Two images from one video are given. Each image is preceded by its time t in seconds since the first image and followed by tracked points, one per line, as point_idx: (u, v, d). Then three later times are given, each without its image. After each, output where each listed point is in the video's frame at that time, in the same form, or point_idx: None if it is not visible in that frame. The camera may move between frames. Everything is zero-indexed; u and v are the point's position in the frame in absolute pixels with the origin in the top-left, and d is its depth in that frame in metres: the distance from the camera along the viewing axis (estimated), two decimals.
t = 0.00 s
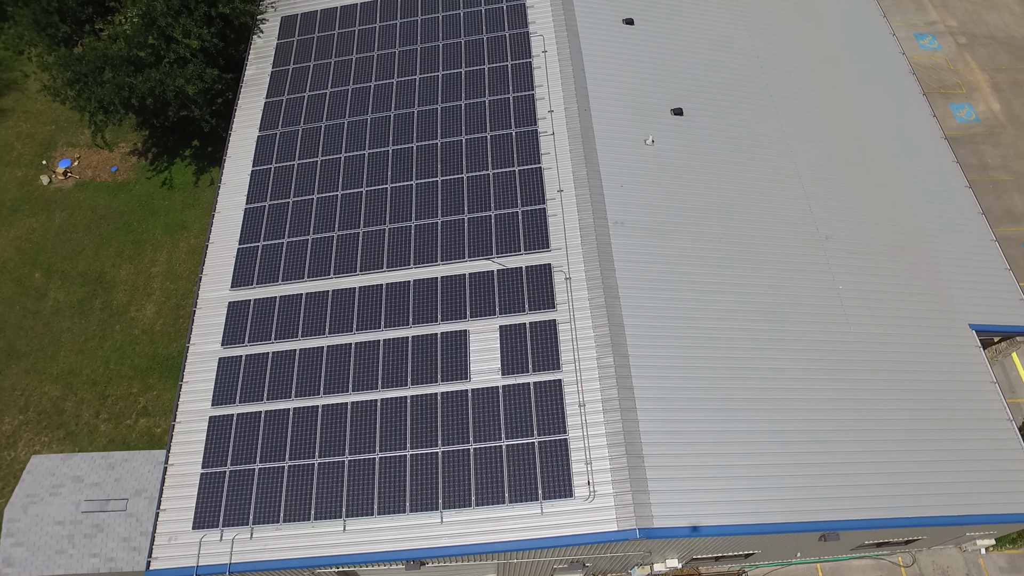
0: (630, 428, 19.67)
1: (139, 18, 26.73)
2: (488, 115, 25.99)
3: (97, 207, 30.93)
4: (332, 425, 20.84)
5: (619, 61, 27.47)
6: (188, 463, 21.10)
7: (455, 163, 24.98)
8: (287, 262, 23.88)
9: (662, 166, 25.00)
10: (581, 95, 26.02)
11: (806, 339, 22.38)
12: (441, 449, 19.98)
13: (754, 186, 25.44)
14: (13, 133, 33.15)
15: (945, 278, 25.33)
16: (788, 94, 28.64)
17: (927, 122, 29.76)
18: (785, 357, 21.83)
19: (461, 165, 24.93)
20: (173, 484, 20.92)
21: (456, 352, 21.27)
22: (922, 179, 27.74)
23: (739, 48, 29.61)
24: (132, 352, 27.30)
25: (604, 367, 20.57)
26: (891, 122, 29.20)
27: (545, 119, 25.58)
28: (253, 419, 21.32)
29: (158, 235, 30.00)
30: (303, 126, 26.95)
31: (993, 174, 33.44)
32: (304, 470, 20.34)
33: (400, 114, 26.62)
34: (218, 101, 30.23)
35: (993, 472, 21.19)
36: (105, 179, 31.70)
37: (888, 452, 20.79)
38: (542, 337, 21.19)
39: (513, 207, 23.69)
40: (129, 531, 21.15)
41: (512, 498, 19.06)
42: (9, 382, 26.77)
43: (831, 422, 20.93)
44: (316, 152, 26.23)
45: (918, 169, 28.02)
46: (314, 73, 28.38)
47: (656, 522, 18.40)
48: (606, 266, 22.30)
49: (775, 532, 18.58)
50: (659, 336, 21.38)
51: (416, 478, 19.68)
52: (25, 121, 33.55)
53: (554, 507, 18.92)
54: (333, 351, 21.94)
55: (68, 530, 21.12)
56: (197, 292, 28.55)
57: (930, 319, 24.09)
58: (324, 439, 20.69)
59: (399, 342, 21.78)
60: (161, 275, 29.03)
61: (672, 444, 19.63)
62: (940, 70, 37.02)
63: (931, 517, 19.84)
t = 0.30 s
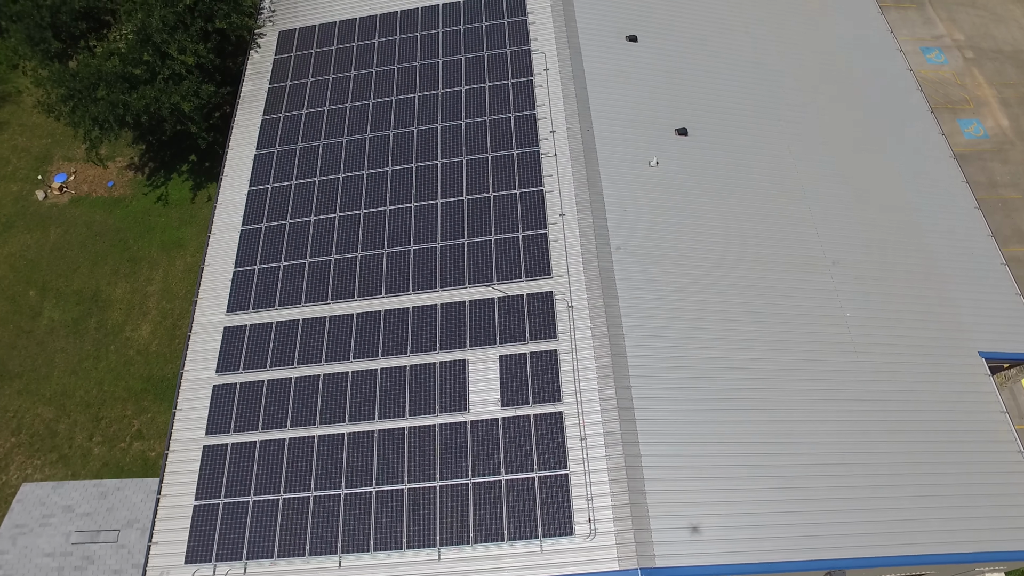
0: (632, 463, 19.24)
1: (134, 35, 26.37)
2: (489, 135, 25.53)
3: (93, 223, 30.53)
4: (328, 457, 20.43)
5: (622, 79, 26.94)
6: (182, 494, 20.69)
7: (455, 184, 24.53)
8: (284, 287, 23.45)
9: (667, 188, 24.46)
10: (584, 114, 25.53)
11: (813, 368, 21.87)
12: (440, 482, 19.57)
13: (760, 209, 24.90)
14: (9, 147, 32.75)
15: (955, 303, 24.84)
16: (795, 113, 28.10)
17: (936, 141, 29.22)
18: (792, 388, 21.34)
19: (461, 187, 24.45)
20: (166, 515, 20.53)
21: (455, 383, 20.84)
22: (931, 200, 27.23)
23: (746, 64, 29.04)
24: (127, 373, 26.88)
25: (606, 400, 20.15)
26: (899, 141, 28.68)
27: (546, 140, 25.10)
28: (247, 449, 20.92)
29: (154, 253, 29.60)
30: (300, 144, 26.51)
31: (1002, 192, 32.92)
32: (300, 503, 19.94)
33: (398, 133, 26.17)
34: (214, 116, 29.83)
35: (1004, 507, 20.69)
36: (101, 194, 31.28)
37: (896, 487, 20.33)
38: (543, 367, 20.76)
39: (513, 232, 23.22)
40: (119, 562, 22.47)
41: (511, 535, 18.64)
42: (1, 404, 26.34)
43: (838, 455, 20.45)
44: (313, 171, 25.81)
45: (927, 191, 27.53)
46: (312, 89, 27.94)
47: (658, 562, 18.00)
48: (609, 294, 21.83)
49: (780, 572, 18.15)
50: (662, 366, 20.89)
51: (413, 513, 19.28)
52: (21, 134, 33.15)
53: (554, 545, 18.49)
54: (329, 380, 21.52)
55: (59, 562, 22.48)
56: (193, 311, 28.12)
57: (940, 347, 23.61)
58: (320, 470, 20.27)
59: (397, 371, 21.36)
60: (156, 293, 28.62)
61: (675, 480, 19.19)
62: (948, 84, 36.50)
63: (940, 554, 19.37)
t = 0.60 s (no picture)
0: (636, 501, 18.75)
1: (133, 50, 26.00)
2: (493, 156, 25.02)
3: (91, 238, 30.12)
4: (326, 490, 19.99)
5: (630, 99, 26.39)
6: (176, 526, 20.28)
7: (458, 207, 24.05)
8: (282, 312, 23.03)
9: (675, 213, 23.91)
10: (590, 136, 25.02)
11: (823, 401, 21.32)
12: (439, 518, 19.12)
13: (771, 235, 24.32)
14: (8, 159, 32.34)
15: (968, 333, 24.27)
16: (806, 134, 27.54)
17: (950, 164, 28.66)
18: (802, 422, 20.80)
19: (463, 210, 23.95)
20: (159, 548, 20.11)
21: (455, 415, 20.38)
22: (944, 225, 26.71)
23: (757, 83, 28.46)
24: (124, 393, 26.47)
25: (610, 435, 19.66)
26: (911, 163, 28.13)
27: (552, 162, 24.56)
28: (243, 480, 20.50)
29: (152, 269, 29.20)
30: (300, 163, 26.08)
31: (1016, 214, 32.32)
32: (296, 537, 19.49)
33: (400, 153, 25.70)
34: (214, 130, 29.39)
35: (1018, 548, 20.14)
36: (100, 209, 30.88)
37: (907, 526, 19.80)
38: (546, 400, 20.28)
39: (517, 258, 22.72)
40: None
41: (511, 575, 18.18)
42: None
43: (848, 493, 19.93)
44: (314, 192, 25.37)
45: (939, 216, 26.98)
46: (314, 107, 27.51)
47: None
48: (614, 324, 21.33)
49: None
50: (668, 400, 20.37)
51: (412, 550, 18.83)
52: (21, 146, 32.75)
53: None
54: (327, 410, 21.09)
55: None
56: (191, 331, 27.71)
57: (953, 379, 23.04)
58: (317, 504, 19.83)
59: (397, 401, 20.90)
60: (155, 311, 28.22)
61: (680, 519, 18.71)
62: (960, 102, 35.92)
63: None
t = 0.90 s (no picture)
0: (641, 542, 18.25)
1: (133, 66, 25.60)
2: (497, 179, 24.53)
3: (90, 253, 29.73)
4: (323, 525, 19.57)
5: (638, 120, 25.83)
6: (170, 559, 19.85)
7: (460, 232, 23.57)
8: (281, 338, 22.62)
9: (682, 240, 23.36)
10: (597, 159, 24.51)
11: (834, 437, 20.75)
12: (438, 557, 18.68)
13: (781, 262, 23.72)
14: (7, 172, 31.96)
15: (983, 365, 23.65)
16: (817, 157, 26.96)
17: (963, 188, 28.05)
18: (812, 460, 20.24)
19: (466, 235, 23.47)
20: None
21: (456, 450, 19.92)
22: (956, 252, 26.17)
23: (768, 104, 27.87)
24: (120, 415, 26.06)
25: (613, 473, 19.14)
26: (924, 188, 27.53)
27: (558, 186, 24.06)
28: (240, 513, 20.10)
29: (151, 287, 28.80)
30: (301, 183, 25.67)
31: None
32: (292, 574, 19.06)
33: (403, 174, 25.22)
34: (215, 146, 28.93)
35: None
36: (99, 224, 30.49)
37: (919, 569, 19.29)
38: (548, 435, 19.79)
39: (521, 286, 22.21)
40: None
41: None
42: None
43: (859, 534, 19.39)
44: (315, 213, 24.93)
45: (952, 243, 26.42)
46: (316, 125, 27.08)
47: None
48: (620, 356, 20.80)
49: None
50: (675, 435, 19.84)
51: None
52: (20, 158, 32.37)
53: None
54: (326, 442, 20.68)
55: None
56: (189, 351, 27.28)
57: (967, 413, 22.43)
58: (314, 540, 19.40)
59: (397, 434, 20.46)
60: (152, 330, 27.83)
61: (685, 561, 18.24)
62: (973, 120, 35.32)
63: None
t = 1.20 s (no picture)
0: None
1: (133, 83, 25.18)
2: (502, 204, 24.05)
3: (89, 270, 29.34)
4: (320, 562, 19.09)
5: (647, 144, 25.24)
6: None
7: (464, 259, 23.10)
8: (280, 367, 22.19)
9: (692, 268, 22.74)
10: (604, 184, 23.98)
11: (848, 476, 20.06)
12: None
13: (794, 292, 23.07)
14: (7, 185, 31.62)
15: (1004, 399, 22.84)
16: (830, 182, 26.31)
17: (981, 214, 27.34)
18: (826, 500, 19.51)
19: (470, 262, 23.00)
20: None
21: (457, 486, 19.42)
22: (973, 281, 25.46)
23: (779, 126, 27.27)
24: (117, 438, 25.65)
25: (618, 514, 18.61)
26: (939, 214, 26.90)
27: (564, 213, 23.56)
28: (236, 548, 19.68)
29: (150, 306, 28.41)
30: (302, 205, 25.28)
31: None
32: None
33: (406, 197, 24.76)
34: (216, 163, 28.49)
35: None
36: (99, 239, 30.12)
37: None
38: (552, 473, 19.29)
39: (525, 318, 21.73)
40: None
41: None
42: None
43: None
44: (316, 237, 24.53)
45: (968, 270, 25.73)
46: (318, 144, 26.67)
47: None
48: (626, 391, 20.25)
49: None
50: (683, 474, 19.24)
51: None
52: (20, 171, 32.03)
53: None
54: (324, 476, 20.23)
55: None
56: (187, 373, 26.87)
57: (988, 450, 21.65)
58: None
59: (397, 470, 20.00)
60: (151, 350, 27.44)
61: None
62: (988, 141, 34.71)
63: None
